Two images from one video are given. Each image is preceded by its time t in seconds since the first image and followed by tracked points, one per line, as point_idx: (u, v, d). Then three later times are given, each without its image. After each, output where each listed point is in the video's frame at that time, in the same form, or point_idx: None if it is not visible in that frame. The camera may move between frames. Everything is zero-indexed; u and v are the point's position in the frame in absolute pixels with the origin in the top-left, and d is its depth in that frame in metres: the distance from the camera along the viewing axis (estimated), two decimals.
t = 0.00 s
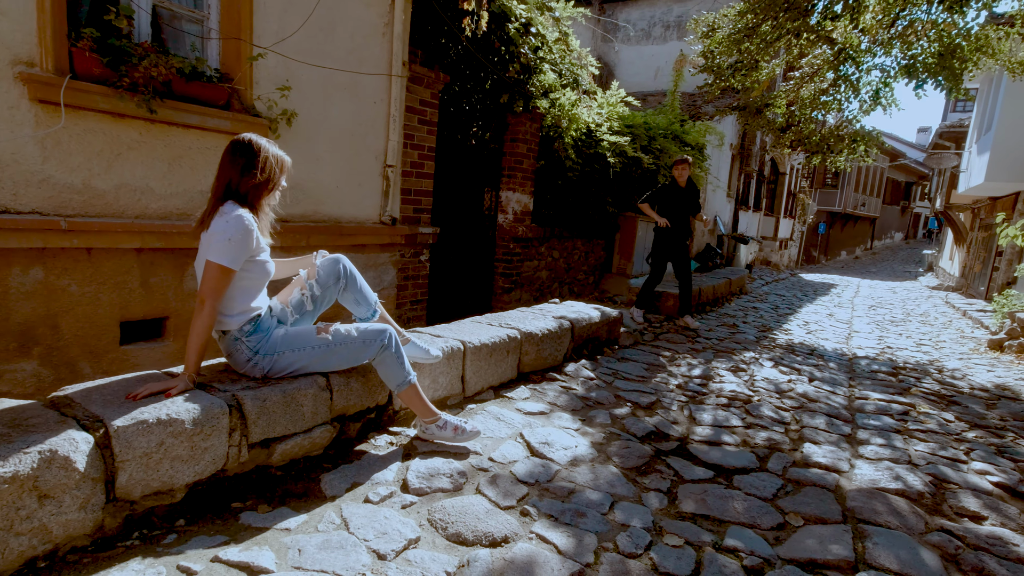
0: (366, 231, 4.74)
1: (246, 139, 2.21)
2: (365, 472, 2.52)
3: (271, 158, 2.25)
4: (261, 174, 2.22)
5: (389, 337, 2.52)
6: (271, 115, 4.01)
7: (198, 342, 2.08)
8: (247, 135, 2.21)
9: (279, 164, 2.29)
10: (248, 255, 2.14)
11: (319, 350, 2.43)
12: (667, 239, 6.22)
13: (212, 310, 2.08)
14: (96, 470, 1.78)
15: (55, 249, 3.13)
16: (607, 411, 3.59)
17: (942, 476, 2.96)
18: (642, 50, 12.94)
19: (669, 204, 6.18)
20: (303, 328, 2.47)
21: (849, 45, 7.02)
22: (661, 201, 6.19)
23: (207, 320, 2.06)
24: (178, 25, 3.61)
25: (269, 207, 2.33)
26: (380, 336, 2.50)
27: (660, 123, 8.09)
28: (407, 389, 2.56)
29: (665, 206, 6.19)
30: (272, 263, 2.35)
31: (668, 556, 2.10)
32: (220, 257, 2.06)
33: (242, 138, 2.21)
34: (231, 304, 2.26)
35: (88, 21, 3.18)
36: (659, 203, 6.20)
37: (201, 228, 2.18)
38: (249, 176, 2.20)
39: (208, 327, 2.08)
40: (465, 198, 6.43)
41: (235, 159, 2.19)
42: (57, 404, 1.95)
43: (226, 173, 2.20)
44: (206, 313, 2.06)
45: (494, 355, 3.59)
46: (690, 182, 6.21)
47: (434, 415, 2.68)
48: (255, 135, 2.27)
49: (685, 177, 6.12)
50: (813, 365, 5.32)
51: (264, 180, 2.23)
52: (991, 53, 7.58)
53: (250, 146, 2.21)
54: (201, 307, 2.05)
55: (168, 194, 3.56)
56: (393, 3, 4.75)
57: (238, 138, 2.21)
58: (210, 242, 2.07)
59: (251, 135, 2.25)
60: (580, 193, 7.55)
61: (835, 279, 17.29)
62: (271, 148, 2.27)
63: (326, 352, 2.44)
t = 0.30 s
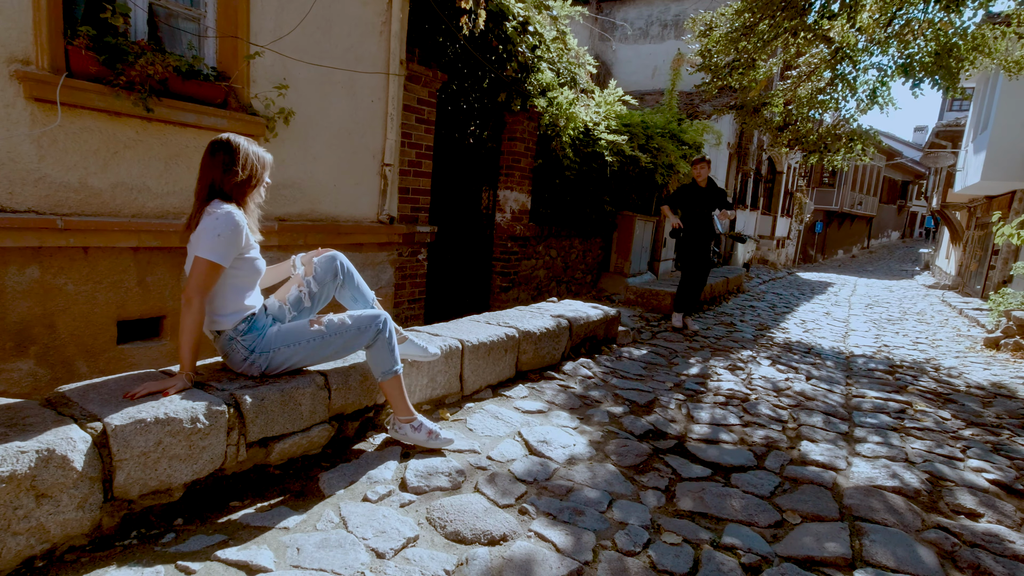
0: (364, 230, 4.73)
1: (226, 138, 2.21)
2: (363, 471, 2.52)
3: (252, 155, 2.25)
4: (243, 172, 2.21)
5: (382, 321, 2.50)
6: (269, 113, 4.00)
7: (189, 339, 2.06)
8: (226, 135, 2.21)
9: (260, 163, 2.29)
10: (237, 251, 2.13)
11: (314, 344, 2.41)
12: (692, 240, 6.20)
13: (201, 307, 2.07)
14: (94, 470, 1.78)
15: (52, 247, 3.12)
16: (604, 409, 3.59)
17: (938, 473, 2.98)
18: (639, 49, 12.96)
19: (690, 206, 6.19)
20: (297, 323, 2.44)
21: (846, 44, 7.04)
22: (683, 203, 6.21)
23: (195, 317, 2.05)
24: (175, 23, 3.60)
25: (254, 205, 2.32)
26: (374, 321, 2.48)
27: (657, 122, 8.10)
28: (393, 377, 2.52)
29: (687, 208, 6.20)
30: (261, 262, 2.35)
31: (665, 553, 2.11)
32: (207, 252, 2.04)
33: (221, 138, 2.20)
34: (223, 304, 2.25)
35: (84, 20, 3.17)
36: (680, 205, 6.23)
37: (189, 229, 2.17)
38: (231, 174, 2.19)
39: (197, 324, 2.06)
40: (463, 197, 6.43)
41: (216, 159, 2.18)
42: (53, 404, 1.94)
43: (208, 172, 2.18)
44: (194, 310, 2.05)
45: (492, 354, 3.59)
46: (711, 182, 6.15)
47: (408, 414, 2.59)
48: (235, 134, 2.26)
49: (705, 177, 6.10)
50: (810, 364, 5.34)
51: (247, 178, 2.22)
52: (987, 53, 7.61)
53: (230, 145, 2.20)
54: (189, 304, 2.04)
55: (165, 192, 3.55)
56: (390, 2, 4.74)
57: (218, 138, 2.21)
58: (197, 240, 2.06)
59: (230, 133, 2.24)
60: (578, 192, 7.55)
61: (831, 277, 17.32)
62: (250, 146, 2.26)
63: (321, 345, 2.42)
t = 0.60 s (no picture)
0: (364, 230, 4.73)
1: (208, 138, 2.19)
2: (364, 470, 2.53)
3: (234, 155, 2.22)
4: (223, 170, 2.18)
5: (377, 309, 2.48)
6: (269, 113, 4.00)
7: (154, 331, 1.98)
8: (206, 134, 2.19)
9: (242, 160, 2.25)
10: (210, 245, 2.07)
11: (310, 338, 2.39)
12: (710, 241, 6.16)
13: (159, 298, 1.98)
14: (95, 469, 1.78)
15: (53, 247, 3.12)
16: (605, 408, 3.60)
17: (939, 472, 2.98)
18: (640, 48, 12.96)
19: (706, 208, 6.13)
20: (294, 319, 2.43)
21: (847, 42, 7.04)
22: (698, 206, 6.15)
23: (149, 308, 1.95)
24: (175, 22, 3.60)
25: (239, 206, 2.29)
26: (369, 309, 2.46)
27: (658, 121, 8.10)
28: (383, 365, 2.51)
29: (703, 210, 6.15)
30: (249, 260, 2.30)
31: (666, 552, 2.11)
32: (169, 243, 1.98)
33: (202, 138, 2.19)
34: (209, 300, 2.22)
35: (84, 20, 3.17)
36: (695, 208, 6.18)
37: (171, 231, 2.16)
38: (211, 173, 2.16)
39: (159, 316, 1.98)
40: (463, 196, 6.43)
41: (195, 160, 2.16)
42: (56, 403, 1.94)
43: (189, 173, 2.17)
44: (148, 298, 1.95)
45: (493, 353, 3.59)
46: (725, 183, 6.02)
47: (392, 406, 2.56)
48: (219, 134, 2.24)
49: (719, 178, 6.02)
50: (811, 362, 5.34)
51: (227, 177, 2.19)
52: (988, 51, 7.59)
53: (209, 145, 2.18)
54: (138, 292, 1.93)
55: (166, 192, 3.55)
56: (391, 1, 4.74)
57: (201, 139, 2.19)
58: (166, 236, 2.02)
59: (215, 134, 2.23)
60: (578, 191, 7.56)
61: (832, 275, 17.31)
62: (232, 144, 2.23)
63: (318, 338, 2.40)
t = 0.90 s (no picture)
0: (363, 230, 4.73)
1: (188, 139, 2.17)
2: (364, 470, 2.53)
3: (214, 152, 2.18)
4: (206, 172, 2.16)
5: (370, 300, 2.50)
6: (267, 114, 4.00)
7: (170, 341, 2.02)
8: (189, 136, 2.16)
9: (227, 159, 2.22)
10: (201, 252, 2.07)
11: (305, 334, 2.40)
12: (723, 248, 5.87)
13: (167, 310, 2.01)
14: (94, 470, 1.78)
15: (51, 248, 3.12)
16: (604, 407, 3.60)
17: (938, 471, 2.98)
18: (638, 47, 12.97)
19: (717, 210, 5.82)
20: (288, 317, 2.44)
21: (845, 41, 7.05)
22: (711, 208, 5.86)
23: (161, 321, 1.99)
24: (173, 23, 3.60)
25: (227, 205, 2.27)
26: (362, 300, 2.48)
27: (657, 120, 8.10)
28: (377, 355, 2.52)
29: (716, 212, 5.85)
30: (243, 261, 2.29)
31: (665, 551, 2.11)
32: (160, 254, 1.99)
33: (185, 139, 2.17)
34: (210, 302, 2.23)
35: (82, 20, 3.17)
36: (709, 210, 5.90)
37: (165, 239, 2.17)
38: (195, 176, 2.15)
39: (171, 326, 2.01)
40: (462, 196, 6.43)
41: (180, 164, 2.15)
42: (55, 404, 1.94)
43: (175, 178, 2.17)
44: (154, 312, 1.98)
45: (492, 353, 3.59)
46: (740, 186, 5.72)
47: (387, 398, 2.59)
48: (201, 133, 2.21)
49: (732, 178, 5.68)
50: (810, 361, 5.34)
51: (211, 178, 2.16)
52: (986, 50, 7.59)
53: (192, 146, 2.15)
54: (143, 307, 1.97)
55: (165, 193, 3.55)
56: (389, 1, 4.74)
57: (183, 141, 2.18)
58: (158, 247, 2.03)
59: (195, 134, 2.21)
60: (577, 191, 7.56)
61: (832, 274, 17.31)
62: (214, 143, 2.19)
63: (313, 334, 2.41)
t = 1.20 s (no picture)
0: (360, 230, 4.72)
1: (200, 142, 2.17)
2: (360, 470, 2.53)
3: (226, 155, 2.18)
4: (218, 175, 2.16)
5: (367, 299, 2.51)
6: (263, 114, 3.99)
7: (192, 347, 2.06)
8: (208, 138, 2.18)
9: (243, 164, 2.24)
10: (212, 256, 2.08)
11: (303, 334, 2.39)
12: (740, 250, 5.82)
13: (189, 315, 2.05)
14: (89, 472, 1.77)
15: (46, 249, 3.11)
16: (601, 407, 3.60)
17: (934, 469, 2.99)
18: (635, 47, 12.98)
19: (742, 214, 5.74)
20: (285, 317, 2.43)
21: (841, 41, 7.07)
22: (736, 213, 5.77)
23: (185, 327, 2.02)
24: (168, 23, 3.58)
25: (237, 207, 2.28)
26: (359, 299, 2.49)
27: (653, 120, 8.11)
28: (378, 354, 2.54)
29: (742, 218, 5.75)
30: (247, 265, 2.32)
31: (662, 551, 2.11)
32: (176, 259, 2.00)
33: (202, 142, 2.18)
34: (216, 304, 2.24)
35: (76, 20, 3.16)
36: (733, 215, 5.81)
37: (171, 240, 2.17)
38: (206, 178, 2.15)
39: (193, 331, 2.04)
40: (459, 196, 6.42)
41: (195, 164, 2.15)
42: (49, 406, 1.93)
43: (186, 179, 2.17)
44: (179, 318, 2.01)
45: (489, 353, 3.59)
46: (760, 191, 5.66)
47: (395, 393, 2.62)
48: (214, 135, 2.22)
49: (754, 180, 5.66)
50: (807, 361, 5.35)
51: (224, 180, 2.17)
52: (981, 50, 7.62)
53: (210, 149, 2.17)
54: (168, 314, 1.99)
55: (160, 193, 3.54)
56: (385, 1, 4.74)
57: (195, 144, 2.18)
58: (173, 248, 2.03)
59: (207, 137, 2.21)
60: (574, 191, 7.56)
61: (828, 274, 17.34)
62: (232, 146, 2.22)
63: (310, 334, 2.40)
